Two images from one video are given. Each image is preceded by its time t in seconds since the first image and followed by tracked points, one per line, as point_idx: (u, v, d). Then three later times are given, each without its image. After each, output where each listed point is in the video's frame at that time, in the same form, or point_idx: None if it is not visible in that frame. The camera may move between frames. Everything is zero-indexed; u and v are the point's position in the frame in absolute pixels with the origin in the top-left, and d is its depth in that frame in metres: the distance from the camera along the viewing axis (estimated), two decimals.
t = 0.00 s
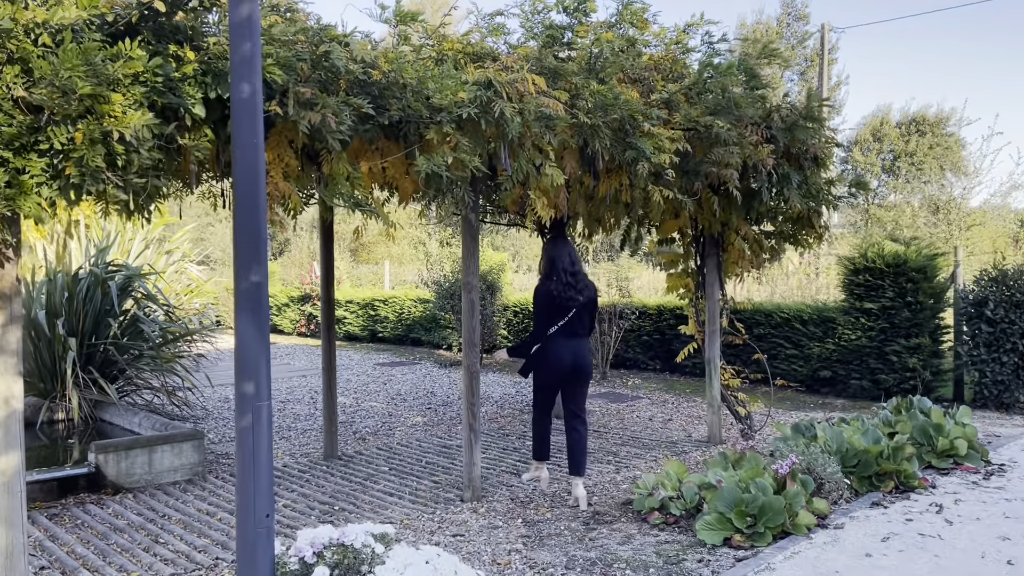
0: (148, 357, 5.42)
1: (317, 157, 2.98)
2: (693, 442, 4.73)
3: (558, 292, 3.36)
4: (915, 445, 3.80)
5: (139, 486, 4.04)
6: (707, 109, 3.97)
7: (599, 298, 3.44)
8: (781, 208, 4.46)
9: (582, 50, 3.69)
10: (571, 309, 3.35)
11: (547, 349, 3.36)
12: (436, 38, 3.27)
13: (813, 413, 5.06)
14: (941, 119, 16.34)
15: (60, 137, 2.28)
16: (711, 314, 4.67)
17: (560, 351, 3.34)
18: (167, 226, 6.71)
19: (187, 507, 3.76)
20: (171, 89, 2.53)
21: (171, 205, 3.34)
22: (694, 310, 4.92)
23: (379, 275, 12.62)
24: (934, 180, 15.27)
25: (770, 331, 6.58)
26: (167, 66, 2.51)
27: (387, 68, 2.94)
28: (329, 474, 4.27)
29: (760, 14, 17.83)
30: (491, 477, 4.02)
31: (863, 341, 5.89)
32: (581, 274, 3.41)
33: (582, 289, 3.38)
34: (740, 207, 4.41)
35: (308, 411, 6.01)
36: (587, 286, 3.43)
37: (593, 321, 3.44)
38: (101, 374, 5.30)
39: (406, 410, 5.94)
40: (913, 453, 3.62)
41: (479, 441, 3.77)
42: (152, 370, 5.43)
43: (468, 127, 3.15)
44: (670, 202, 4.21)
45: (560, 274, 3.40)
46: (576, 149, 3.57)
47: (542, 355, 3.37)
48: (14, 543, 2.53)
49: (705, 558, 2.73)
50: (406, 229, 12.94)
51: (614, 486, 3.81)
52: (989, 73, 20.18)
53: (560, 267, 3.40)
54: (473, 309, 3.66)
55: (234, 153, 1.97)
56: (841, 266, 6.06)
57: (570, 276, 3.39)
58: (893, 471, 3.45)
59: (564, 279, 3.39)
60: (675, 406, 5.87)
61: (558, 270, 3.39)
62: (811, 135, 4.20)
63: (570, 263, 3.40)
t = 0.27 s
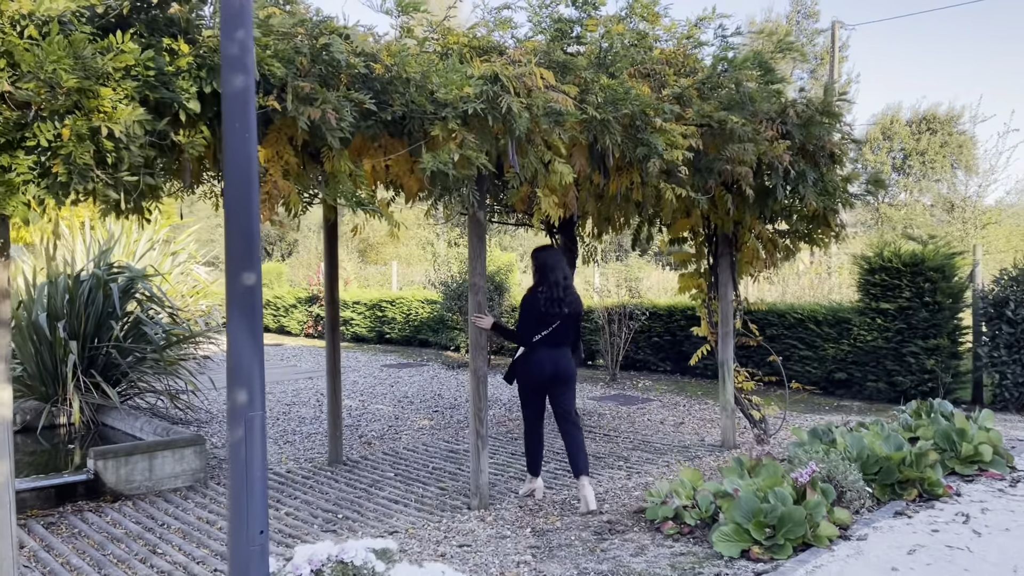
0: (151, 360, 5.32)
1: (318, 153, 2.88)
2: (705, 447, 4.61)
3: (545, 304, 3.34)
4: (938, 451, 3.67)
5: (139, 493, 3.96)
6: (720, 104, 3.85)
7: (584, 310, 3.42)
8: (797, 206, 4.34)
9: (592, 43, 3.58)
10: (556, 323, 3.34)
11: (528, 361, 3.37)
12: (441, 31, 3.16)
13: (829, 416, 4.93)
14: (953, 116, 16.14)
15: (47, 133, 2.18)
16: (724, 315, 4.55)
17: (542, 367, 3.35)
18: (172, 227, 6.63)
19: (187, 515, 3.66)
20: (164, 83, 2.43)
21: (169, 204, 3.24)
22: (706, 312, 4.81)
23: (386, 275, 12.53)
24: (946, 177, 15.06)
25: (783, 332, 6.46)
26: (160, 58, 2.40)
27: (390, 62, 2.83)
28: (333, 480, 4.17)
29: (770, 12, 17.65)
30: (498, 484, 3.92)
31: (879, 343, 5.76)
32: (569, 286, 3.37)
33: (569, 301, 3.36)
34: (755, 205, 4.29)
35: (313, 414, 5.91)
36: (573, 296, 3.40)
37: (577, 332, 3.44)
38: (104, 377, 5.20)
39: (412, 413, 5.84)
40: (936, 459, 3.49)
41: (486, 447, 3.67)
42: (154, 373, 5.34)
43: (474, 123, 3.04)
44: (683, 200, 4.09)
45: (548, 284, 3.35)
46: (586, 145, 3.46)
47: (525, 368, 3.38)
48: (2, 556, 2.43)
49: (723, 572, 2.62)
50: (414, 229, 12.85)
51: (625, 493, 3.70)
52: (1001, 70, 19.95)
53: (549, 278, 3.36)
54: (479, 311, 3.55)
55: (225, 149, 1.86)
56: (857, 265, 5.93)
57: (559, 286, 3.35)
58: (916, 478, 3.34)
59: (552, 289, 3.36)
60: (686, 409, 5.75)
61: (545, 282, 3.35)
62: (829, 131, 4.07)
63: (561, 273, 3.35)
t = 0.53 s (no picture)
0: (154, 365, 5.25)
1: (320, 153, 2.75)
2: (724, 455, 4.46)
3: (541, 304, 3.55)
4: (970, 461, 3.51)
5: (140, 504, 3.85)
6: (740, 101, 3.70)
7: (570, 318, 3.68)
8: (819, 206, 4.18)
9: (607, 37, 3.43)
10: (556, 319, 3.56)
11: (533, 357, 3.50)
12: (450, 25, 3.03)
13: (853, 424, 4.77)
14: (971, 114, 15.88)
15: (31, 133, 2.06)
16: (743, 319, 4.39)
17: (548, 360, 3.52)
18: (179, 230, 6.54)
19: (189, 528, 3.54)
20: (158, 80, 2.28)
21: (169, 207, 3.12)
22: (725, 316, 4.65)
23: (397, 278, 12.42)
24: (965, 176, 14.80)
25: (803, 336, 6.30)
26: (152, 53, 2.26)
27: (395, 57, 2.70)
28: (340, 490, 4.05)
29: (785, 9, 17.43)
30: (510, 495, 3.78)
31: (903, 347, 5.61)
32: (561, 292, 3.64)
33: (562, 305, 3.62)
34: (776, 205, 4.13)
35: (321, 421, 5.79)
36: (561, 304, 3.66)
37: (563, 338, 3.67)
38: (107, 383, 5.15)
39: (423, 419, 5.71)
40: (970, 471, 3.33)
41: (497, 457, 3.53)
42: (159, 379, 5.24)
43: (484, 121, 2.91)
44: (701, 200, 3.94)
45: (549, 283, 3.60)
46: (601, 144, 3.31)
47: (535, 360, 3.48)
48: None
49: None
50: (425, 231, 12.73)
51: (642, 506, 3.55)
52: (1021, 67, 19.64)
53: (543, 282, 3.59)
54: (489, 316, 3.41)
55: (216, 147, 1.73)
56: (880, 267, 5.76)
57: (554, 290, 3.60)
58: (948, 491, 3.17)
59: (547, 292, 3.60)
60: (704, 415, 5.60)
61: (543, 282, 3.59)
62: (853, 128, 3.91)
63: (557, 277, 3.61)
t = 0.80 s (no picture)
0: (166, 366, 5.18)
1: (329, 147, 2.65)
2: (748, 460, 4.33)
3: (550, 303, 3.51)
4: (1008, 468, 3.36)
5: (148, 510, 3.76)
6: (764, 93, 3.56)
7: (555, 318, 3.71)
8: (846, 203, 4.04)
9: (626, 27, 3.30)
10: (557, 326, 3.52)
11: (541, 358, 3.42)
12: (465, 14, 2.92)
13: (880, 429, 4.63)
14: (994, 111, 15.57)
15: (24, 124, 1.96)
16: (767, 319, 4.25)
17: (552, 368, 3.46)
18: (191, 230, 6.46)
19: (196, 534, 3.44)
20: (158, 70, 2.18)
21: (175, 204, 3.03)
22: (748, 316, 4.52)
23: (412, 278, 12.34)
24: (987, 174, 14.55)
25: (827, 337, 6.17)
26: (152, 42, 2.15)
27: (406, 47, 2.59)
28: (352, 495, 3.94)
29: (804, 5, 17.19)
30: (527, 501, 3.67)
31: (931, 348, 5.49)
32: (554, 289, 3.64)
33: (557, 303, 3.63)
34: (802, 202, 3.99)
35: (335, 423, 5.70)
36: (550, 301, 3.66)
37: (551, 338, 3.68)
38: (117, 385, 5.07)
39: (437, 421, 5.61)
40: (1009, 479, 3.17)
41: (513, 462, 3.42)
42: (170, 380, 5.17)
43: (499, 113, 2.79)
44: (725, 197, 3.81)
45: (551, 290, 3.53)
46: (621, 138, 3.19)
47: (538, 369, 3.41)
48: None
49: None
50: (440, 231, 12.63)
51: (664, 514, 3.43)
52: None
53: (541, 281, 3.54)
54: (504, 316, 3.30)
55: (213, 134, 1.63)
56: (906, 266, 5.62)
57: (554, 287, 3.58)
58: (987, 500, 3.02)
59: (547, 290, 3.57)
60: (725, 418, 5.46)
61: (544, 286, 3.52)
62: (882, 121, 3.77)
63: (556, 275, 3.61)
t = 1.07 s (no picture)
0: (180, 369, 5.09)
1: (341, 142, 2.54)
2: (777, 467, 4.22)
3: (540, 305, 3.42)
4: None
5: (160, 517, 3.67)
6: (795, 86, 3.42)
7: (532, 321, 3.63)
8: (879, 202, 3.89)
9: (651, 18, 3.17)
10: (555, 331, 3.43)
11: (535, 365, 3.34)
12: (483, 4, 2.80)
13: (914, 435, 4.48)
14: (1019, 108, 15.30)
15: (22, 118, 1.85)
16: (796, 321, 4.11)
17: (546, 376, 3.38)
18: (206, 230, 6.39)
19: (208, 544, 3.34)
20: (162, 61, 2.07)
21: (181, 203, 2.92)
22: (776, 319, 4.37)
23: (429, 278, 12.24)
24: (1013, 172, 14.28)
25: (856, 340, 6.11)
26: (156, 32, 2.05)
27: (423, 37, 2.47)
28: (367, 502, 3.84)
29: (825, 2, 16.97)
30: (548, 510, 3.54)
31: (966, 351, 5.42)
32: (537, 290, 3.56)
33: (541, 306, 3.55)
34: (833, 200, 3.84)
35: (350, 426, 5.60)
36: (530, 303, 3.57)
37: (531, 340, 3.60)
38: (130, 388, 4.99)
39: (454, 425, 5.50)
40: None
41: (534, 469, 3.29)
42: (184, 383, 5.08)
43: (520, 107, 2.67)
44: (753, 195, 3.66)
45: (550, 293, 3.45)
46: (645, 133, 3.06)
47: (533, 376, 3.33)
48: None
49: None
50: (457, 231, 12.53)
51: (692, 524, 3.30)
52: None
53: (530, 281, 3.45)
54: (524, 319, 3.18)
55: (215, 126, 1.52)
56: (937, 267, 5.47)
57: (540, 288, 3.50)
58: None
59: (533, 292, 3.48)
60: (750, 423, 5.31)
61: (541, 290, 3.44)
62: (918, 115, 3.62)
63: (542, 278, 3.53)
